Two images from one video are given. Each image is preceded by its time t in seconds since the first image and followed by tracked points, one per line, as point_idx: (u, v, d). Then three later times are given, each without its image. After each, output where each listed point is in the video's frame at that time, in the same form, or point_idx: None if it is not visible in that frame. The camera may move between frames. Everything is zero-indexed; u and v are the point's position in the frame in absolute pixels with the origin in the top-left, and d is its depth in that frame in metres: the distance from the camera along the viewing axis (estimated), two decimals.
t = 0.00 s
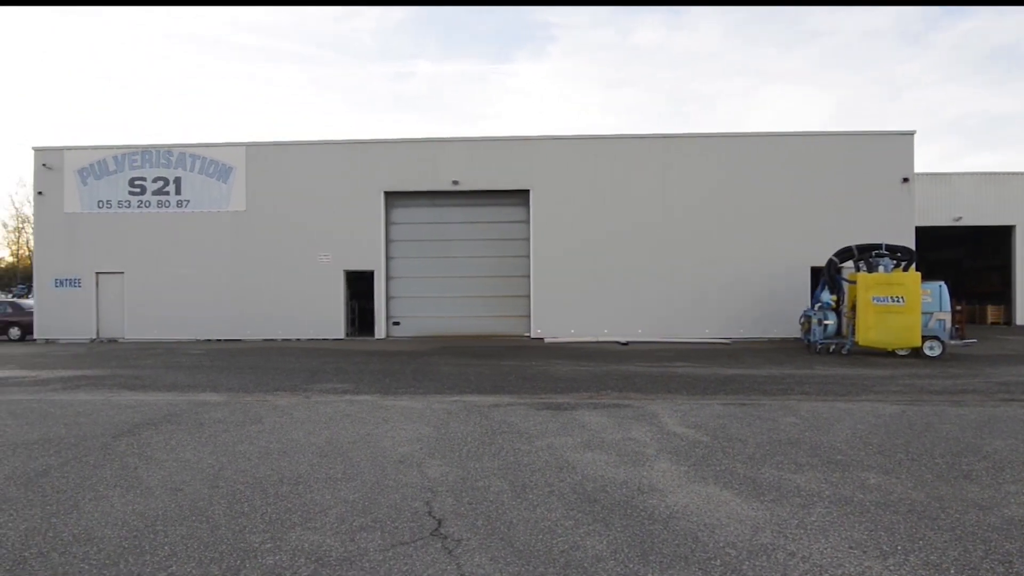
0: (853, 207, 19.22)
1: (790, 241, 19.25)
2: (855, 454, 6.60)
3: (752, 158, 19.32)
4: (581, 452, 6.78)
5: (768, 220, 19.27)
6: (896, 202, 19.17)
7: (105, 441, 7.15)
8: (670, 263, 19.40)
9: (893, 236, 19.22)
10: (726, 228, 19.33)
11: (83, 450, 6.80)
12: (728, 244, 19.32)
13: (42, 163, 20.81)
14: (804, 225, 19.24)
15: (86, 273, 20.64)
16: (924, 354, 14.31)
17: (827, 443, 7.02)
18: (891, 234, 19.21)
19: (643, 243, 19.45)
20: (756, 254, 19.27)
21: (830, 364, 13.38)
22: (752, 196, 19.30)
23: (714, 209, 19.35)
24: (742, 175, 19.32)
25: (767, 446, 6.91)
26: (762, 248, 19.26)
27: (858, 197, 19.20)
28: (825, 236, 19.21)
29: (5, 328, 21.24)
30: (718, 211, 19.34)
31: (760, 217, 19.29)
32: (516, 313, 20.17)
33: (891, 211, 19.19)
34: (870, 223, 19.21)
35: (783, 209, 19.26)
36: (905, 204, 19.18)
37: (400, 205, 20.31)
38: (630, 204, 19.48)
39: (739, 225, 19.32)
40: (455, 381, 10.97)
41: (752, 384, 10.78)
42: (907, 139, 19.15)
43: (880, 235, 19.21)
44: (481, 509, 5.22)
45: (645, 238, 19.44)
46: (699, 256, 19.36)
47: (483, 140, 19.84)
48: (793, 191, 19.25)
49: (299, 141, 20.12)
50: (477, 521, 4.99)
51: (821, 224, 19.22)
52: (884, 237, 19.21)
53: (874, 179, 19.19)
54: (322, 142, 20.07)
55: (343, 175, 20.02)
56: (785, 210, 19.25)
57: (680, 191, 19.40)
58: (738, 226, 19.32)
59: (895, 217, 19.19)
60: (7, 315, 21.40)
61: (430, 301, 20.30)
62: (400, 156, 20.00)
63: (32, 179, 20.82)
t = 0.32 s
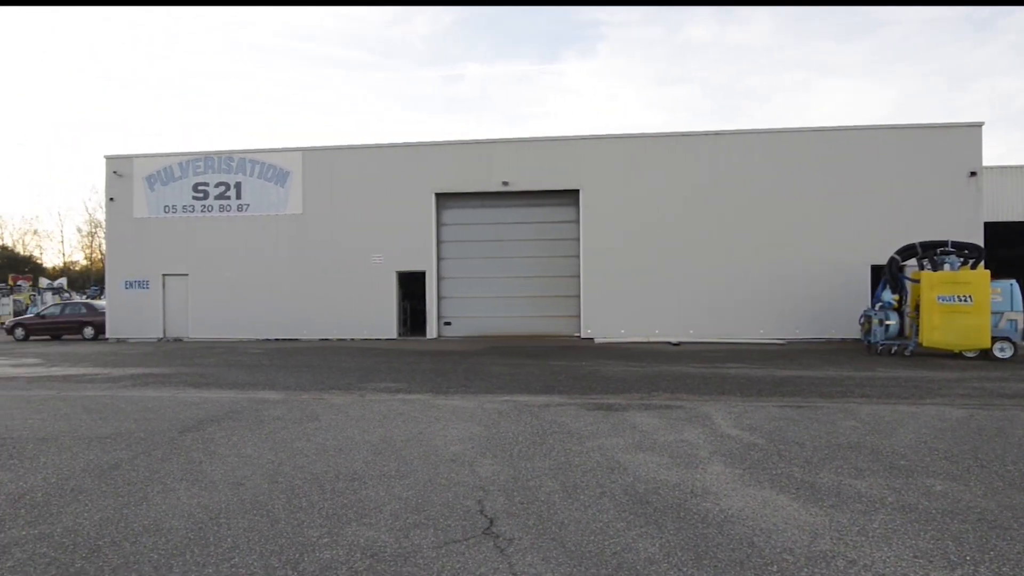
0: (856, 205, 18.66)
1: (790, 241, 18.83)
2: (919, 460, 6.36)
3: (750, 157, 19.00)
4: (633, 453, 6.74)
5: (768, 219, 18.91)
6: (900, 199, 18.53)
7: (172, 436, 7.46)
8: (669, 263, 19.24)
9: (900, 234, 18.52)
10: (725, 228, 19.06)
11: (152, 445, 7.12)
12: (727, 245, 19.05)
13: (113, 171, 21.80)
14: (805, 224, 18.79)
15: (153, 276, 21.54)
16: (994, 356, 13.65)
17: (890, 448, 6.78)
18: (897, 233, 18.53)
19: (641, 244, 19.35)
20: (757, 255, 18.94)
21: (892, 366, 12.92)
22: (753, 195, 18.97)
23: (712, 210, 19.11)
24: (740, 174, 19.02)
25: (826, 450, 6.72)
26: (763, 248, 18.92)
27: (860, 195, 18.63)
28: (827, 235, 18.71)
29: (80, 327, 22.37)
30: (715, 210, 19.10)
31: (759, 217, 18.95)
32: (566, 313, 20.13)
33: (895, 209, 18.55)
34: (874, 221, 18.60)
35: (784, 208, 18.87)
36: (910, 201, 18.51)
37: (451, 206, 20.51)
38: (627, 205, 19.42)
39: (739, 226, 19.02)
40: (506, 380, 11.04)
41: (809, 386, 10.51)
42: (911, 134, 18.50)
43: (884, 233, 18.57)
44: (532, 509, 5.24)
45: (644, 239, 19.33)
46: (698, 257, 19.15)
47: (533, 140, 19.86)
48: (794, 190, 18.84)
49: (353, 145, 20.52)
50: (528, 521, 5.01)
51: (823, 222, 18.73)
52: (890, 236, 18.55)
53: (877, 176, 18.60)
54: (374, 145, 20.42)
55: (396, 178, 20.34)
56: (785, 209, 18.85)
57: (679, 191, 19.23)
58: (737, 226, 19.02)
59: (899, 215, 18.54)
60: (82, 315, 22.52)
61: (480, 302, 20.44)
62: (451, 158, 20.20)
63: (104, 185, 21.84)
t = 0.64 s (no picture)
0: (857, 204, 18.23)
1: (791, 241, 18.53)
2: (995, 467, 6.07)
3: (748, 156, 18.79)
4: (690, 455, 6.64)
5: (773, 219, 18.64)
6: (902, 197, 17.99)
7: (237, 431, 7.75)
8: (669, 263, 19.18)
9: (902, 232, 17.98)
10: (724, 228, 18.90)
11: (218, 440, 7.41)
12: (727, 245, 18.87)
13: (183, 177, 22.73)
14: (804, 223, 18.47)
15: (219, 277, 22.37)
16: None
17: (961, 454, 6.50)
18: (900, 232, 17.99)
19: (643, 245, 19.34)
20: (757, 254, 18.71)
21: (963, 368, 12.36)
22: (757, 193, 18.73)
23: (711, 210, 18.96)
24: (745, 173, 18.81)
25: (892, 456, 6.48)
26: (764, 248, 18.68)
27: (861, 194, 18.20)
28: (827, 235, 18.34)
29: (151, 327, 23.43)
30: (715, 211, 18.94)
31: (758, 216, 18.72)
32: (619, 314, 19.98)
33: (897, 207, 18.02)
34: (875, 220, 18.12)
35: (783, 208, 18.59)
36: (920, 200, 17.92)
37: (504, 207, 20.61)
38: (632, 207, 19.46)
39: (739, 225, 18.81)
40: (559, 381, 11.04)
41: (874, 389, 10.15)
42: (911, 130, 17.98)
43: (887, 233, 18.05)
44: (586, 509, 5.24)
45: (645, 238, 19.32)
46: (698, 257, 19.04)
47: (585, 140, 19.78)
48: (792, 189, 18.53)
49: (407, 148, 20.87)
50: (583, 522, 5.00)
51: (823, 222, 18.37)
52: (892, 235, 18.02)
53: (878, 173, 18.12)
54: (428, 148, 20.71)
55: (449, 180, 20.59)
56: (784, 208, 18.58)
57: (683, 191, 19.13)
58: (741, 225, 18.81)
59: (900, 212, 18.00)
60: (153, 315, 23.57)
61: (532, 302, 20.48)
62: (504, 159, 20.30)
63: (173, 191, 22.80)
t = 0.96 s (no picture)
0: (857, 202, 17.94)
1: (791, 240, 18.36)
2: None
3: (746, 156, 18.74)
4: (749, 458, 6.51)
5: (771, 219, 18.51)
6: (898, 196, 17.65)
7: (300, 428, 8.00)
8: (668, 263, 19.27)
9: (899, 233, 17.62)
10: (724, 228, 18.85)
11: (281, 436, 7.66)
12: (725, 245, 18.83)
13: (246, 182, 23.49)
14: (803, 223, 18.28)
15: (281, 278, 23.06)
16: None
17: None
18: (898, 231, 17.63)
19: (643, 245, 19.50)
20: (755, 254, 18.61)
21: None
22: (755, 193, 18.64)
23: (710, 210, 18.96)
24: (743, 173, 18.75)
25: (965, 463, 6.20)
26: (763, 247, 18.56)
27: (858, 193, 17.93)
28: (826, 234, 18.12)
29: (218, 326, 24.38)
30: (715, 211, 18.94)
31: (756, 216, 18.64)
32: (673, 313, 19.72)
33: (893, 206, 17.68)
34: (874, 220, 17.81)
35: (783, 207, 18.44)
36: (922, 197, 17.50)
37: (558, 207, 20.58)
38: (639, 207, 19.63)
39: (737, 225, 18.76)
40: (613, 381, 10.99)
41: (945, 392, 9.72)
42: (905, 127, 17.66)
43: (885, 232, 17.73)
44: (642, 512, 5.20)
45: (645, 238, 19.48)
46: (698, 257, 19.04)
47: (640, 138, 19.57)
48: (790, 188, 18.38)
49: (462, 149, 21.06)
50: (638, 524, 4.97)
51: (823, 221, 18.14)
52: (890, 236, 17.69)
53: (876, 171, 17.82)
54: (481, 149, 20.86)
55: (503, 181, 20.69)
56: (782, 208, 18.44)
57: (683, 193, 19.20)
58: (740, 225, 18.74)
59: (897, 211, 17.65)
60: (220, 315, 24.53)
61: (585, 301, 20.39)
62: (558, 159, 20.27)
63: (238, 195, 23.60)
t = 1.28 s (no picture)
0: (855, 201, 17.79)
1: (790, 241, 18.30)
2: None
3: (745, 157, 18.78)
4: (804, 462, 6.37)
5: (771, 220, 18.48)
6: (892, 196, 17.48)
7: (353, 426, 8.18)
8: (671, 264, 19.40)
9: (894, 233, 17.45)
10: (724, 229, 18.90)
11: (335, 433, 7.84)
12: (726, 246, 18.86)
13: (301, 185, 24.06)
14: (803, 223, 18.20)
15: (333, 279, 23.58)
16: None
17: None
18: (892, 231, 17.46)
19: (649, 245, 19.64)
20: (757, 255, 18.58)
21: None
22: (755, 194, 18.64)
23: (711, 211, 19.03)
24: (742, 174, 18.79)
25: None
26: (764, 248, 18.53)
27: (854, 192, 17.79)
28: (826, 235, 18.00)
29: (274, 326, 25.09)
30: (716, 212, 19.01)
31: (755, 217, 18.63)
32: (725, 314, 19.36)
33: (888, 206, 17.51)
34: (870, 219, 17.66)
35: (782, 208, 18.40)
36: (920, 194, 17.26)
37: (607, 206, 20.47)
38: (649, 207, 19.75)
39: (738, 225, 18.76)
40: (663, 382, 10.88)
41: (1014, 396, 9.30)
42: (897, 125, 17.48)
43: (880, 232, 17.56)
44: (694, 515, 5.14)
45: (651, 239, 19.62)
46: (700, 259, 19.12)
47: (689, 135, 19.29)
48: (789, 189, 18.34)
49: (511, 150, 21.14)
50: (689, 527, 4.91)
51: (823, 222, 18.03)
52: (885, 236, 17.52)
53: (871, 170, 17.66)
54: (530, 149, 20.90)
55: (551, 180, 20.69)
56: (781, 208, 18.41)
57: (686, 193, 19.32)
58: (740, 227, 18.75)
59: (891, 212, 17.48)
60: (276, 315, 25.23)
61: (633, 301, 20.21)
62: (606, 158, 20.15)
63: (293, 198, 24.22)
